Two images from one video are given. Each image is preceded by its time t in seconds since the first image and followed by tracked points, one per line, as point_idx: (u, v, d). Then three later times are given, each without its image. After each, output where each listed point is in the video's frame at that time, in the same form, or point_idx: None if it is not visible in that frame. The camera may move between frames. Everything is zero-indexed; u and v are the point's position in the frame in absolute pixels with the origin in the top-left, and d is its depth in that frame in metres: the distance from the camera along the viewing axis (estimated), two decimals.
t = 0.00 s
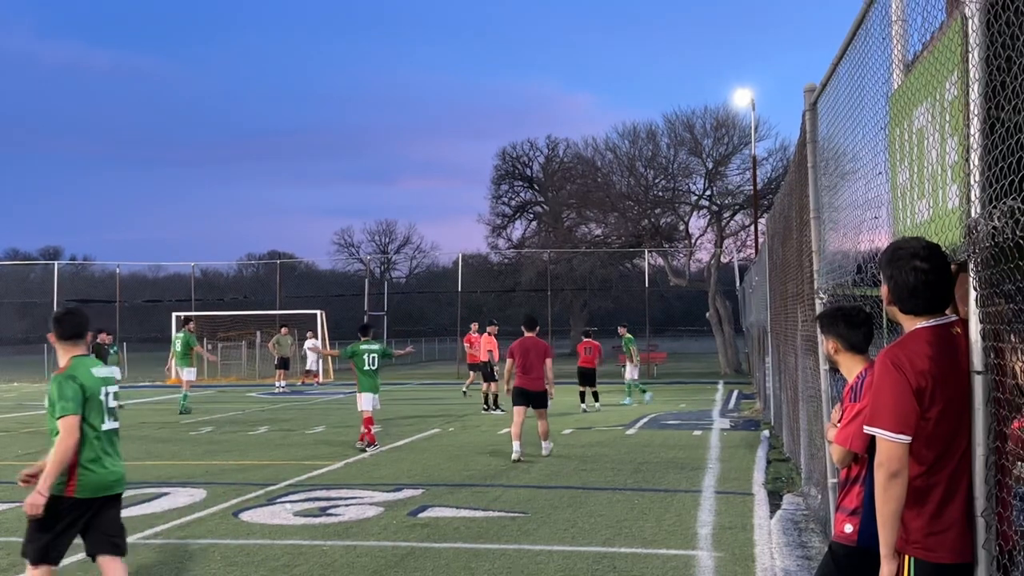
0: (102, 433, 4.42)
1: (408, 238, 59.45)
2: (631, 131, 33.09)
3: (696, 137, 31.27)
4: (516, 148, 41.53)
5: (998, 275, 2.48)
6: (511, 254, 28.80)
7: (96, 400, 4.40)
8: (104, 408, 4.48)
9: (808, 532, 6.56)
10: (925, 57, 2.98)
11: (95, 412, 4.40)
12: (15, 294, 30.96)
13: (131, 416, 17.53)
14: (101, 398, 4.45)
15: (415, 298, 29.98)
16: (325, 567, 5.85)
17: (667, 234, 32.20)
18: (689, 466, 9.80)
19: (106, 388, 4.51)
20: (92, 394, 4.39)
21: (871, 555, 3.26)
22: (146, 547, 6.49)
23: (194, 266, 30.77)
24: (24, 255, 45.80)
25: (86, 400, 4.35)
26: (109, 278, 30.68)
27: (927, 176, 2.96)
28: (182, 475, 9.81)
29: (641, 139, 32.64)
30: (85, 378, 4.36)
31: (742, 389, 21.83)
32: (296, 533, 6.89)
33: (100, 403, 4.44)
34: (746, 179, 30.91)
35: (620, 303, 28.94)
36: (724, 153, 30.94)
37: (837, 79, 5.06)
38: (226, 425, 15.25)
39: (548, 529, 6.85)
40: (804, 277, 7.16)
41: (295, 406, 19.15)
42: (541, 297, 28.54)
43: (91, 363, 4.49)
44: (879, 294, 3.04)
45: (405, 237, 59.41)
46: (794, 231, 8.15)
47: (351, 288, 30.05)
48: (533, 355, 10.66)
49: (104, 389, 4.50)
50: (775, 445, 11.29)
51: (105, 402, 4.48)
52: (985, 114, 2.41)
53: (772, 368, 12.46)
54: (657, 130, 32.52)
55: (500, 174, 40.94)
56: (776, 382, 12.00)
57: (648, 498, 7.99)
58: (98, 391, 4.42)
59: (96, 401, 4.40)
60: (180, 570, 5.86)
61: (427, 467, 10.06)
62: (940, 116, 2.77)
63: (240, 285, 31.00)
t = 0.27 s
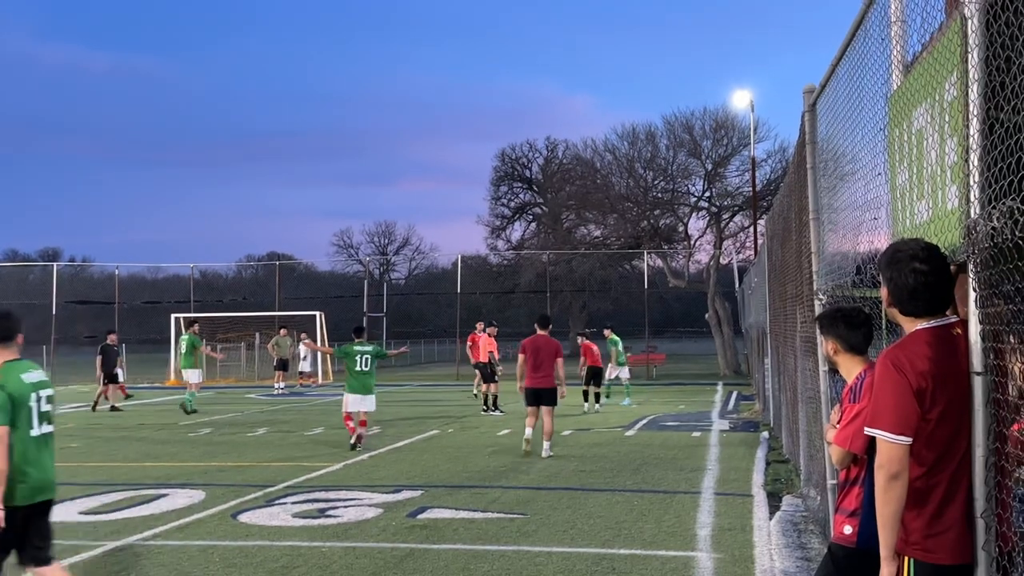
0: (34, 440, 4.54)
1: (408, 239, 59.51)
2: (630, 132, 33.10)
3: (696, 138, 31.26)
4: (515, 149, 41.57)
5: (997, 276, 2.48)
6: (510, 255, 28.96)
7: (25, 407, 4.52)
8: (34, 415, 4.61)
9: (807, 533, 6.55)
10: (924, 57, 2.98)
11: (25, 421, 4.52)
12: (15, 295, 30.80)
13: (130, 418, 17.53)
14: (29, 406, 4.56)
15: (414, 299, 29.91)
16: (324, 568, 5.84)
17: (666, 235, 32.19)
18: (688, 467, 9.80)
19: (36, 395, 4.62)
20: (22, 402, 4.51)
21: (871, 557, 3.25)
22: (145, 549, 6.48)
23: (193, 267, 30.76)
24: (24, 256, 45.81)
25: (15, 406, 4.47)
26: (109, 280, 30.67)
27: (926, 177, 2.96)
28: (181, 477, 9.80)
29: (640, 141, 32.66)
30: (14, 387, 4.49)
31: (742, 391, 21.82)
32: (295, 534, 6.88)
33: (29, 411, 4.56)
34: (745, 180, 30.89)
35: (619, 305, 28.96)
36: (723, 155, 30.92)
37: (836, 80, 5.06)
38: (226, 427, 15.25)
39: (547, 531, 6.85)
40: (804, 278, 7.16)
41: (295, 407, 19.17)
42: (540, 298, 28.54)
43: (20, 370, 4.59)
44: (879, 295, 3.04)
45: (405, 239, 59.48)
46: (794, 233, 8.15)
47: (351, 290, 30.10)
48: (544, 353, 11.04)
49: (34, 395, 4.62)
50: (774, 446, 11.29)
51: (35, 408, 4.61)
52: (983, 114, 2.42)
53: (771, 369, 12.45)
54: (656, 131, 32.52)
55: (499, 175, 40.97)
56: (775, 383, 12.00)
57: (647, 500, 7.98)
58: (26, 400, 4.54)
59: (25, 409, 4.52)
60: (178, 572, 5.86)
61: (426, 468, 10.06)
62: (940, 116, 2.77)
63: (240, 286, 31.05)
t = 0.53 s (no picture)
0: None
1: (407, 240, 59.55)
2: (630, 133, 33.11)
3: (695, 139, 31.25)
4: (514, 150, 41.60)
5: (995, 277, 2.47)
6: (509, 256, 28.98)
7: None
8: None
9: (806, 534, 6.55)
10: (923, 58, 2.98)
11: None
12: (14, 296, 30.84)
13: (130, 418, 17.54)
14: None
15: (413, 300, 29.88)
16: (323, 569, 5.83)
17: (666, 236, 32.19)
18: (688, 468, 9.81)
19: None
20: None
21: (871, 557, 3.25)
22: (144, 549, 6.48)
23: (193, 268, 30.76)
24: (23, 257, 45.81)
25: None
26: (108, 281, 30.67)
27: (925, 177, 2.96)
28: (180, 477, 9.80)
29: (639, 141, 32.65)
30: None
31: (741, 391, 21.82)
32: (294, 534, 6.88)
33: None
34: (744, 181, 30.88)
35: (619, 305, 28.97)
36: (722, 156, 30.91)
37: (835, 81, 5.05)
38: (225, 428, 15.25)
39: (546, 531, 6.85)
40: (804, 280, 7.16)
41: (294, 408, 19.17)
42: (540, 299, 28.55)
43: None
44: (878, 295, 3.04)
45: (404, 239, 59.51)
46: (793, 233, 8.13)
47: (351, 290, 30.16)
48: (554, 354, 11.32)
49: None
50: (773, 446, 11.30)
51: None
52: (980, 116, 2.42)
53: (770, 370, 12.43)
54: (656, 132, 32.51)
55: (499, 176, 41.01)
56: (774, 384, 12.01)
57: (646, 501, 7.98)
58: None
59: None
60: (177, 572, 5.85)
61: (426, 469, 10.06)
62: (938, 117, 2.77)
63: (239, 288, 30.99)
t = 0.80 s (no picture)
0: None
1: (407, 240, 59.58)
2: (629, 133, 33.12)
3: (694, 140, 31.25)
4: (514, 151, 41.63)
5: (993, 277, 2.47)
6: (509, 256, 28.96)
7: None
8: None
9: (805, 534, 6.55)
10: (922, 58, 2.98)
11: None
12: (14, 296, 30.85)
13: (129, 419, 17.55)
14: None
15: (412, 300, 29.89)
16: (321, 570, 5.83)
17: (665, 236, 32.19)
18: (687, 468, 9.80)
19: None
20: None
21: (870, 557, 3.25)
22: (143, 550, 6.48)
23: (192, 268, 30.76)
24: (22, 257, 45.80)
25: None
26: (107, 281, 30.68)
27: (924, 177, 2.95)
28: (179, 478, 9.81)
29: (639, 142, 32.66)
30: None
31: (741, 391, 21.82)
32: (293, 535, 6.88)
33: None
34: (744, 182, 30.88)
35: (618, 306, 28.98)
36: (722, 156, 30.90)
37: (834, 81, 5.05)
38: (224, 428, 15.25)
39: (545, 532, 6.85)
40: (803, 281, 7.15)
41: (293, 408, 19.17)
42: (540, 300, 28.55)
43: None
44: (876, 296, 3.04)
45: (404, 240, 59.53)
46: (793, 233, 8.12)
47: (350, 291, 30.15)
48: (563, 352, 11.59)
49: None
50: (773, 447, 11.30)
51: None
52: (979, 116, 2.41)
53: (770, 371, 12.43)
54: (655, 132, 32.52)
55: (498, 176, 41.04)
56: (773, 385, 12.02)
57: (646, 501, 7.98)
58: None
59: None
60: (176, 573, 5.85)
61: (425, 469, 10.06)
62: (937, 117, 2.77)
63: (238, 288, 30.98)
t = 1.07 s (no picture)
0: None
1: (407, 240, 59.59)
2: (629, 133, 33.11)
3: (694, 140, 31.24)
4: (514, 151, 41.63)
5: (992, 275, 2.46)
6: (509, 256, 28.95)
7: None
8: None
9: (804, 534, 6.55)
10: (921, 58, 2.97)
11: None
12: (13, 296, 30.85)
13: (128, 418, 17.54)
14: None
15: (412, 300, 29.89)
16: (320, 570, 5.82)
17: (665, 236, 32.18)
18: (687, 468, 9.80)
19: None
20: None
21: (870, 557, 3.25)
22: (142, 550, 6.47)
23: (191, 268, 30.76)
24: (22, 257, 45.78)
25: None
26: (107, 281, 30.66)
27: (924, 177, 2.93)
28: (179, 478, 9.80)
29: (639, 142, 32.66)
30: None
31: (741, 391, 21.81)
32: (293, 535, 6.88)
33: None
34: (744, 182, 30.86)
35: (618, 306, 28.98)
36: (722, 156, 30.88)
37: (834, 81, 5.03)
38: (224, 428, 15.24)
39: (544, 532, 6.84)
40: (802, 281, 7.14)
41: (293, 408, 19.17)
42: (539, 299, 28.55)
43: None
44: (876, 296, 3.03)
45: (404, 239, 59.54)
46: (792, 233, 8.11)
47: (350, 291, 30.14)
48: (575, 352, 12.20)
49: None
50: (772, 447, 11.30)
51: None
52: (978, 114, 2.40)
53: (770, 371, 12.42)
54: (655, 132, 32.50)
55: (498, 176, 41.05)
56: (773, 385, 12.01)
57: (645, 501, 7.97)
58: None
59: None
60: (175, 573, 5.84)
61: (425, 469, 10.06)
62: (937, 117, 2.76)
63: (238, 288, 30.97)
